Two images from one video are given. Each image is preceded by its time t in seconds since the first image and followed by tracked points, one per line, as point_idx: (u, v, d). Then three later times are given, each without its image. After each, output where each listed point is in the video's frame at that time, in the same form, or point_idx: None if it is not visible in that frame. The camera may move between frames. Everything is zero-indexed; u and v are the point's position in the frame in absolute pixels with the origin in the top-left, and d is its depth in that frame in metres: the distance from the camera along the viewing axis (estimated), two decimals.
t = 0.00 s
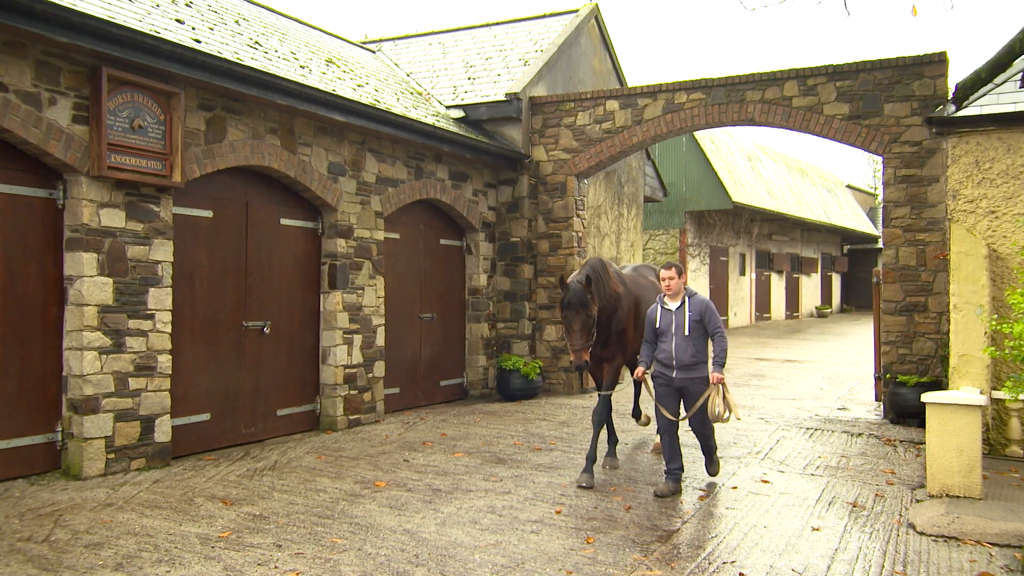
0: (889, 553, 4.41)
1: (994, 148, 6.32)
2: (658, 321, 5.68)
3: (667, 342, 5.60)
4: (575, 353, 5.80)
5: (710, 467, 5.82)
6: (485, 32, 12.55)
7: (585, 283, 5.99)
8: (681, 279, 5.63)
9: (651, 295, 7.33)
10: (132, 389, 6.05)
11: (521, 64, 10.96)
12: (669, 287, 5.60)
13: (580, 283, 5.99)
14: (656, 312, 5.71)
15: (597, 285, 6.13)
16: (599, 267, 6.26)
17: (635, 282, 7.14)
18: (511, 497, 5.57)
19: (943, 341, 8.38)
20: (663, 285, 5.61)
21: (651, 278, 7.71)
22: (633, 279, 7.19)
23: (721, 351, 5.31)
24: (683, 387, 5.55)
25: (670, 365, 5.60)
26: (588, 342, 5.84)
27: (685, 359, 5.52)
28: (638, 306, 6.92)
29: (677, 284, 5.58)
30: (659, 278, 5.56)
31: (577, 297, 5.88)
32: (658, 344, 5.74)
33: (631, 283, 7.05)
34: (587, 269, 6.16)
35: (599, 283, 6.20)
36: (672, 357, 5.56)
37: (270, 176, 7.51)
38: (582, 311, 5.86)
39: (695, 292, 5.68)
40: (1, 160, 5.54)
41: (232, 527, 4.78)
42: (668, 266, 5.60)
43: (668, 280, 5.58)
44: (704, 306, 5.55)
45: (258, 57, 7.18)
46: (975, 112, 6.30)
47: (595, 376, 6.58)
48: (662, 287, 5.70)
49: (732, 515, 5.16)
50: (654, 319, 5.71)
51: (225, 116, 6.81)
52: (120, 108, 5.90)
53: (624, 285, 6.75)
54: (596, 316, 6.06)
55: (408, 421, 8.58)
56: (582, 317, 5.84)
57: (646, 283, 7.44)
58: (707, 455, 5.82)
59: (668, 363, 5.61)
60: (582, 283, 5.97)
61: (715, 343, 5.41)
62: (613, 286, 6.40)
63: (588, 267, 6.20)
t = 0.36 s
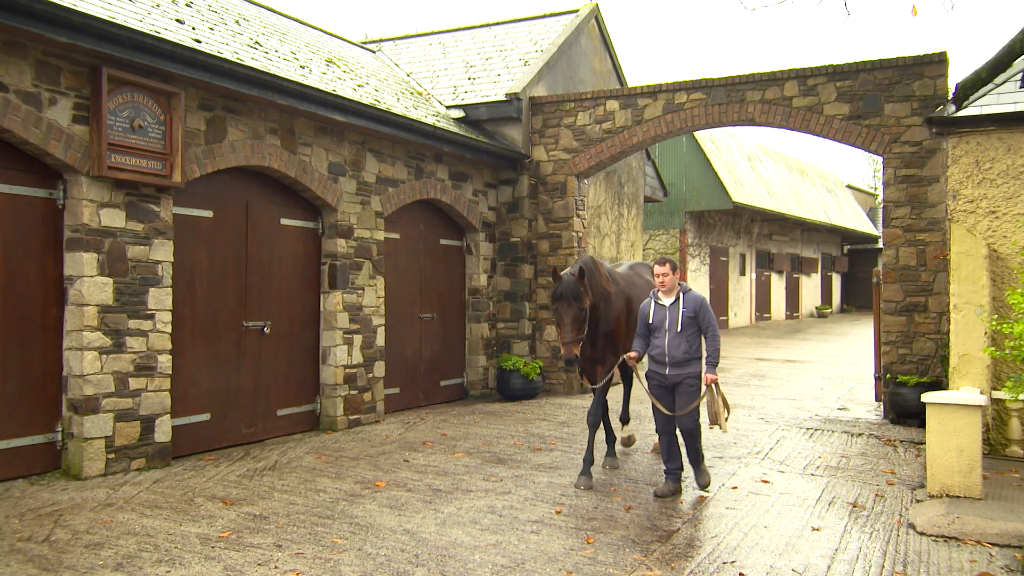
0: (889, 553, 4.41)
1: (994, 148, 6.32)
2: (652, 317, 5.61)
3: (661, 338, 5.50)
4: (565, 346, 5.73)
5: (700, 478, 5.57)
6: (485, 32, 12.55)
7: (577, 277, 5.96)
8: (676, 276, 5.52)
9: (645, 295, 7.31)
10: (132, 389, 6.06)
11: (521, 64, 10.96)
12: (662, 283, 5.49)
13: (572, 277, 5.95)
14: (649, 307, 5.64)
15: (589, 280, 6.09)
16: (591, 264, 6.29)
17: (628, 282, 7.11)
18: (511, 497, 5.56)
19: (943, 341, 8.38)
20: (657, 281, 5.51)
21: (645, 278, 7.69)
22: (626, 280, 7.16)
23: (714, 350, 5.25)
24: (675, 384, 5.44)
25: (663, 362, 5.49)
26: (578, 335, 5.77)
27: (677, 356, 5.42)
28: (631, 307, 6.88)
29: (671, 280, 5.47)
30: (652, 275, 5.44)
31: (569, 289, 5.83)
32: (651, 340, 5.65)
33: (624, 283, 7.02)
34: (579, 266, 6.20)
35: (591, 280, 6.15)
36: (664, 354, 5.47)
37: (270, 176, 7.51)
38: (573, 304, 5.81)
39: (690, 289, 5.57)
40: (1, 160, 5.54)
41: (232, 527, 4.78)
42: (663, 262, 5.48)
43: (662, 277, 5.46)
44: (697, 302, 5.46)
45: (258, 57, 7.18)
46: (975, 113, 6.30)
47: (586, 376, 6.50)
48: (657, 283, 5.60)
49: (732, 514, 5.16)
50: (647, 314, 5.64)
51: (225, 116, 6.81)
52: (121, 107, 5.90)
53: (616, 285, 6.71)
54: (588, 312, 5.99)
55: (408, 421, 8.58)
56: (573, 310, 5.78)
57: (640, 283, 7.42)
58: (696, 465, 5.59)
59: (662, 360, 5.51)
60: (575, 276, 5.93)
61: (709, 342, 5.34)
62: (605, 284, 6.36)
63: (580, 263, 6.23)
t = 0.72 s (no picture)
0: (889, 553, 4.41)
1: (994, 148, 6.32)
2: (645, 316, 5.50)
3: (654, 338, 5.41)
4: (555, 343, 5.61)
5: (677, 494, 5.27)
6: (485, 32, 12.55)
7: (571, 273, 5.86)
8: (671, 276, 5.39)
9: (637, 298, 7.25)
10: (132, 389, 6.06)
11: (522, 64, 10.96)
12: (657, 284, 5.36)
13: (566, 272, 5.84)
14: (644, 306, 5.54)
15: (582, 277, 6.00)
16: (585, 262, 6.21)
17: (622, 282, 7.08)
18: (511, 497, 5.57)
19: (943, 341, 8.37)
20: (653, 281, 5.38)
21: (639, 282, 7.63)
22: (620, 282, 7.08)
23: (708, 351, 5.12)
24: (666, 385, 5.33)
25: (655, 362, 5.41)
26: (569, 333, 5.66)
27: (669, 356, 5.32)
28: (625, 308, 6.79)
29: (666, 281, 5.34)
30: (647, 275, 5.32)
31: (561, 285, 5.74)
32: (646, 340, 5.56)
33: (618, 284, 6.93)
34: (572, 263, 6.12)
35: (584, 278, 6.05)
36: (656, 354, 5.37)
37: (270, 176, 7.52)
38: (565, 300, 5.70)
39: (685, 289, 5.45)
40: (1, 160, 5.54)
41: (233, 527, 4.78)
42: (658, 262, 5.35)
43: (657, 278, 5.33)
44: (692, 303, 5.32)
45: (258, 57, 7.18)
46: (976, 113, 6.29)
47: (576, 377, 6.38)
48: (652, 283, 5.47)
49: (732, 514, 5.16)
50: (641, 313, 5.54)
51: (225, 116, 6.81)
52: (121, 108, 5.90)
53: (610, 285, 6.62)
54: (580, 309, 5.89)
55: (408, 421, 8.58)
56: (565, 306, 5.67)
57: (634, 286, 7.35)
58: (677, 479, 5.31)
59: (654, 361, 5.43)
60: (568, 273, 5.84)
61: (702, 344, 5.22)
62: (598, 283, 6.27)
63: (574, 261, 6.15)
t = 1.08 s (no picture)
0: (889, 553, 4.41)
1: (994, 148, 6.32)
2: (639, 322, 5.35)
3: (646, 345, 5.26)
4: (545, 341, 5.48)
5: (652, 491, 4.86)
6: (485, 32, 12.55)
7: (564, 271, 5.73)
8: (667, 283, 5.22)
9: (631, 301, 7.15)
10: (132, 389, 6.06)
11: (522, 64, 10.96)
12: (653, 290, 5.20)
13: (559, 270, 5.71)
14: (638, 311, 5.39)
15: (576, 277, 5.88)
16: (577, 261, 6.09)
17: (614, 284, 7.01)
18: (511, 497, 5.57)
19: (943, 341, 8.37)
20: (648, 287, 5.21)
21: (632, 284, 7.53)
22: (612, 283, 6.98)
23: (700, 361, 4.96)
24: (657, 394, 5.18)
25: (646, 370, 5.25)
26: (559, 332, 5.53)
27: (660, 365, 5.16)
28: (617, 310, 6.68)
29: (661, 287, 5.17)
30: (641, 280, 5.13)
31: (556, 283, 5.59)
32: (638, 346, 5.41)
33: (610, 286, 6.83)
34: (564, 261, 6.00)
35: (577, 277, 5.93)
36: (647, 361, 5.23)
37: (271, 176, 7.52)
38: (558, 298, 5.57)
39: (681, 297, 5.29)
40: (1, 160, 5.54)
41: (233, 527, 4.78)
42: (654, 268, 5.15)
43: (652, 284, 5.15)
44: (688, 311, 5.18)
45: (258, 57, 7.18)
46: (976, 113, 6.29)
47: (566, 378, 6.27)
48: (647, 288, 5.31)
49: (732, 514, 5.16)
50: (635, 318, 5.39)
51: (226, 116, 6.81)
52: (121, 108, 5.90)
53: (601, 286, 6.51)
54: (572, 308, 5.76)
55: (408, 421, 8.58)
56: (558, 304, 5.53)
57: (628, 288, 7.25)
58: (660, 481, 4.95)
59: (646, 368, 5.27)
60: (562, 271, 5.70)
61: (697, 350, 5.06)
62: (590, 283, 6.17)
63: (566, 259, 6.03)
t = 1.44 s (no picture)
0: (889, 553, 4.41)
1: (994, 148, 6.32)
2: (633, 327, 5.18)
3: (639, 351, 5.09)
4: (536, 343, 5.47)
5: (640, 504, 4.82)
6: (486, 32, 12.55)
7: (557, 271, 5.68)
8: (663, 287, 5.05)
9: (625, 304, 7.01)
10: (132, 389, 6.06)
11: (521, 64, 10.96)
12: (648, 295, 5.03)
13: (551, 270, 5.66)
14: (632, 316, 5.21)
15: (569, 276, 5.83)
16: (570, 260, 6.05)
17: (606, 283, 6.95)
18: (511, 497, 5.57)
19: (943, 341, 8.38)
20: (643, 291, 5.04)
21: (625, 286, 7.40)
22: (605, 285, 6.87)
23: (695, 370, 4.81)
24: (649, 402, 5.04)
25: (639, 377, 5.10)
26: (551, 332, 5.51)
27: (652, 372, 5.01)
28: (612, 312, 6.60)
29: (657, 292, 5.00)
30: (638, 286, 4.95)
31: (548, 283, 5.55)
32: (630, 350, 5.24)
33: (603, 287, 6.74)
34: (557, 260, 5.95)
35: (570, 276, 5.88)
36: (640, 368, 5.07)
37: (270, 176, 7.52)
38: (550, 299, 5.53)
39: (678, 303, 5.10)
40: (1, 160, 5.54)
41: (233, 528, 4.78)
42: (649, 272, 4.98)
43: (648, 288, 4.98)
44: (683, 319, 5.00)
45: (258, 57, 7.19)
46: (976, 113, 6.29)
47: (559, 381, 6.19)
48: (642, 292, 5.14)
49: (732, 514, 5.16)
50: (629, 323, 5.21)
51: (226, 116, 6.81)
52: (121, 108, 5.90)
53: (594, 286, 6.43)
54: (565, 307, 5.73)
55: (408, 421, 8.58)
56: (550, 304, 5.50)
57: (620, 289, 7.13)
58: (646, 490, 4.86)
59: (638, 375, 5.11)
60: (555, 270, 5.66)
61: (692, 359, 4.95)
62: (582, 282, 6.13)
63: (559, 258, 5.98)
